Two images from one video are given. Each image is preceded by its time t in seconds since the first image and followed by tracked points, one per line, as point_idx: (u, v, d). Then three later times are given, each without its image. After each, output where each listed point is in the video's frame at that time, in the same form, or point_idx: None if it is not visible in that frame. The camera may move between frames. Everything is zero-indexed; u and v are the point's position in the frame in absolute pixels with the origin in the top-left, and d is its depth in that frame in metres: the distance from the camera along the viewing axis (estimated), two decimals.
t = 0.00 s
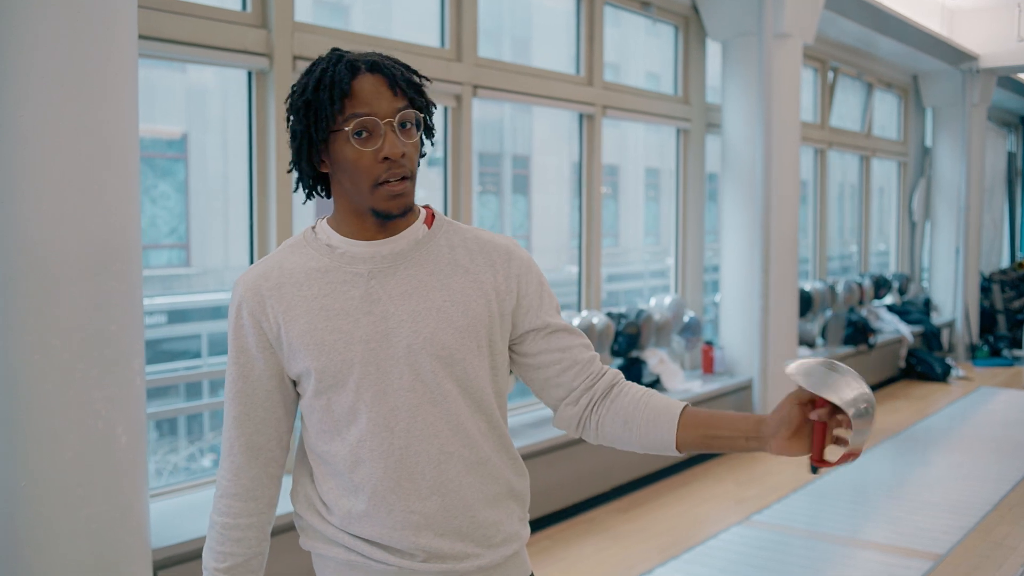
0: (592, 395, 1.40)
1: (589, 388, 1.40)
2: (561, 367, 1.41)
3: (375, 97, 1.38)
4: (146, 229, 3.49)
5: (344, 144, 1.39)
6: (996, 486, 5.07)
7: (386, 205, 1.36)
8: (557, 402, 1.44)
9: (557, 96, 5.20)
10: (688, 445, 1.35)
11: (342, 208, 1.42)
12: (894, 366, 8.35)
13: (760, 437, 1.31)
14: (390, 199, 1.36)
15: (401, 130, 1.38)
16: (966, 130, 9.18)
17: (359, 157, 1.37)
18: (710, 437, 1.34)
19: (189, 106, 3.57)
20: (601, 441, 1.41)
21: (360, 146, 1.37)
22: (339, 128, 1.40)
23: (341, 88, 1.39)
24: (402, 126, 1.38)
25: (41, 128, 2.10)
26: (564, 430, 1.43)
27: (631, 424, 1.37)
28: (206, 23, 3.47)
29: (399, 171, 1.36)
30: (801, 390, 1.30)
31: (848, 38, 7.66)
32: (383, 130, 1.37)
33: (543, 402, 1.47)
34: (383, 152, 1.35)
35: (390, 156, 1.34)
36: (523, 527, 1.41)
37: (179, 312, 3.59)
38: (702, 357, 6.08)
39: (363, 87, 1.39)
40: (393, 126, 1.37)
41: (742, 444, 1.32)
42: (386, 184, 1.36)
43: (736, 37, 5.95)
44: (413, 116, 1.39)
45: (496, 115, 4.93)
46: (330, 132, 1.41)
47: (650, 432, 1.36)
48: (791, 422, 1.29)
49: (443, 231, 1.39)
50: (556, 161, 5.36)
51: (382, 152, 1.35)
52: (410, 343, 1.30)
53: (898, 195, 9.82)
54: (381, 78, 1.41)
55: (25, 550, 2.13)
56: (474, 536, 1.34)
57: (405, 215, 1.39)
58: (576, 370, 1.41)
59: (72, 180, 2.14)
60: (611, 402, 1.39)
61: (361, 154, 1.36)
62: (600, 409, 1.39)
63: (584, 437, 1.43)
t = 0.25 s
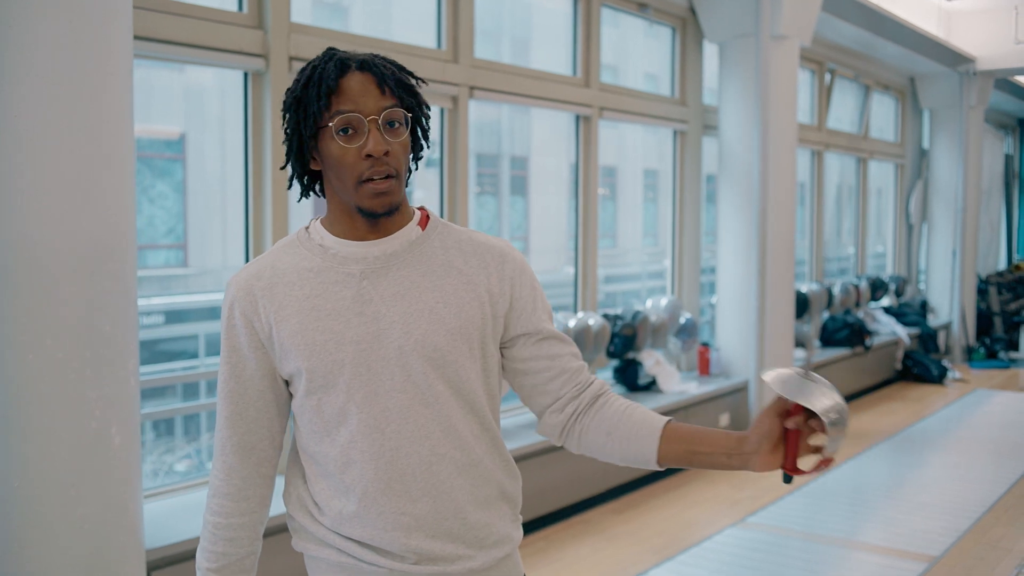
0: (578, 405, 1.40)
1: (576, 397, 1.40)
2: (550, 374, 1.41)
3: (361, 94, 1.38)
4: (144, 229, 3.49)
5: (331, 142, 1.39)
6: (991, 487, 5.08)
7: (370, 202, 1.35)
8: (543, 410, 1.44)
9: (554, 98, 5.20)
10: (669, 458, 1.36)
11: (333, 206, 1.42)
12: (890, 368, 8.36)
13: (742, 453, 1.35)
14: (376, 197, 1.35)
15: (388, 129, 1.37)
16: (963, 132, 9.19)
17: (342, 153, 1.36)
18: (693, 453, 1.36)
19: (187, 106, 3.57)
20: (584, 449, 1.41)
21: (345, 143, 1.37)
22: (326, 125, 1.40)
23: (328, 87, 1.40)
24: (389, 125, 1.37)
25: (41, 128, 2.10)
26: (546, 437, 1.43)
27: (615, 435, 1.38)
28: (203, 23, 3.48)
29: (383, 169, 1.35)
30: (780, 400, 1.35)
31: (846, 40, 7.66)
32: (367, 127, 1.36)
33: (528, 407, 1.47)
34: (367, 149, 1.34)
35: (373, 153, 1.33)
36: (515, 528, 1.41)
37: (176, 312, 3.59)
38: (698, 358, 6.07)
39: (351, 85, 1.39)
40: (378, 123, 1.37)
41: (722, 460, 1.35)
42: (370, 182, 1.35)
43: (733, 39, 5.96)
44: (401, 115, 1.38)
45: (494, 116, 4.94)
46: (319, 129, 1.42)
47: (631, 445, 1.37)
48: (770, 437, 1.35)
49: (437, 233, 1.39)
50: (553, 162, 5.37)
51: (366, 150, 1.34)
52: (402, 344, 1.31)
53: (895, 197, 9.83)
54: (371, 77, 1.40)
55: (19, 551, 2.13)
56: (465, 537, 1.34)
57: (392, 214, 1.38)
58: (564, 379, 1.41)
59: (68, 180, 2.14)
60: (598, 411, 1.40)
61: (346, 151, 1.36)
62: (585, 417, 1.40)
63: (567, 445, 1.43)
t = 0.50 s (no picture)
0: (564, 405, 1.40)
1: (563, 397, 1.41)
2: (537, 375, 1.41)
3: (381, 101, 1.38)
4: (136, 230, 3.49)
5: (346, 144, 1.37)
6: (982, 488, 5.10)
7: (387, 208, 1.35)
8: (531, 411, 1.44)
9: (546, 98, 5.21)
10: (654, 447, 1.36)
11: (333, 209, 1.41)
12: (882, 369, 8.38)
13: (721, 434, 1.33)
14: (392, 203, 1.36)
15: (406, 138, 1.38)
16: (955, 133, 9.22)
17: (362, 160, 1.35)
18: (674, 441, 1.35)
19: (179, 107, 3.56)
20: (572, 449, 1.42)
21: (365, 147, 1.36)
22: (342, 129, 1.38)
23: (348, 88, 1.38)
24: (407, 134, 1.38)
25: (30, 129, 2.10)
26: (535, 438, 1.44)
27: (599, 434, 1.38)
28: (194, 24, 3.47)
29: (401, 177, 1.36)
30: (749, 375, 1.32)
31: (837, 41, 7.69)
32: (389, 135, 1.36)
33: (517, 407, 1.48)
34: (390, 156, 1.35)
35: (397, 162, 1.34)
36: (503, 529, 1.41)
37: (168, 313, 3.59)
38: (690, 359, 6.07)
39: (370, 90, 1.38)
40: (398, 131, 1.37)
41: (703, 442, 1.34)
42: (387, 188, 1.35)
43: (724, 40, 5.96)
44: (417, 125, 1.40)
45: (487, 117, 4.95)
46: (331, 133, 1.39)
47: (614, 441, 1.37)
48: (747, 411, 1.32)
49: (427, 233, 1.39)
50: (546, 163, 5.37)
51: (387, 157, 1.35)
52: (392, 344, 1.30)
53: (886, 197, 9.86)
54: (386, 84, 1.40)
55: (8, 553, 2.13)
56: (453, 538, 1.33)
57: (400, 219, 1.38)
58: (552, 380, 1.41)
59: (57, 181, 2.14)
60: (582, 411, 1.40)
61: (366, 156, 1.35)
62: (571, 417, 1.40)
63: (554, 445, 1.43)
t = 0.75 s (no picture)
0: (552, 401, 1.41)
1: (550, 393, 1.42)
2: (525, 373, 1.42)
3: (392, 111, 1.39)
4: (134, 231, 3.49)
5: (355, 149, 1.37)
6: (979, 487, 5.10)
7: (390, 215, 1.35)
8: (518, 409, 1.45)
9: (543, 99, 5.21)
10: (640, 437, 1.37)
11: (328, 213, 1.40)
12: (880, 369, 8.39)
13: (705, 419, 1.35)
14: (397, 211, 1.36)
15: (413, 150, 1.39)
16: (952, 133, 9.23)
17: (371, 167, 1.35)
18: (658, 427, 1.37)
19: (177, 107, 3.56)
20: (560, 446, 1.43)
21: (375, 155, 1.36)
22: (353, 136, 1.37)
23: (363, 96, 1.37)
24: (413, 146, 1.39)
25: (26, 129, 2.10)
26: (524, 436, 1.45)
27: (586, 429, 1.39)
28: (191, 25, 3.47)
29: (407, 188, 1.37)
30: (739, 364, 1.32)
31: (834, 42, 7.70)
32: (399, 145, 1.37)
33: (505, 405, 1.48)
34: (399, 167, 1.35)
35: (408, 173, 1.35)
36: (498, 528, 1.42)
37: (167, 313, 3.59)
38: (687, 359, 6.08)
39: (381, 99, 1.38)
40: (406, 142, 1.38)
41: (686, 427, 1.36)
42: (393, 196, 1.36)
43: (721, 40, 5.97)
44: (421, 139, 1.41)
45: (485, 118, 4.96)
46: (339, 138, 1.38)
47: (602, 436, 1.38)
48: (733, 397, 1.33)
49: (414, 233, 1.39)
50: (544, 164, 5.38)
51: (397, 168, 1.35)
52: (384, 345, 1.31)
53: (884, 197, 9.87)
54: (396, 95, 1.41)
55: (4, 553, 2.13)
56: (448, 537, 1.34)
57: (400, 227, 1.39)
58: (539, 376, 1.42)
59: (52, 182, 2.14)
60: (569, 407, 1.41)
61: (376, 164, 1.35)
62: (557, 414, 1.41)
63: (543, 443, 1.44)
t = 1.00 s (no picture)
0: (548, 401, 1.41)
1: (547, 393, 1.42)
2: (521, 374, 1.42)
3: (385, 111, 1.38)
4: (135, 232, 3.49)
5: (347, 150, 1.36)
6: (979, 489, 5.09)
7: (384, 215, 1.36)
8: (514, 410, 1.45)
9: (543, 100, 5.21)
10: (639, 439, 1.36)
11: (322, 213, 1.40)
12: (880, 370, 8.39)
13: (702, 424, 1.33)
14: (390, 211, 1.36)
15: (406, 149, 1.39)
16: (953, 134, 9.23)
17: (363, 169, 1.35)
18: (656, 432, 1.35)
19: (177, 109, 3.57)
20: (556, 448, 1.42)
21: (366, 156, 1.36)
22: (344, 136, 1.37)
23: (354, 97, 1.37)
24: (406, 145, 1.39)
25: (25, 131, 2.11)
26: (519, 437, 1.45)
27: (584, 428, 1.39)
28: (190, 27, 3.48)
29: (400, 187, 1.37)
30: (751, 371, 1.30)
31: (834, 43, 7.70)
32: (391, 145, 1.36)
33: (501, 407, 1.48)
34: (391, 167, 1.35)
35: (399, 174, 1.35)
36: (492, 530, 1.42)
37: (167, 315, 3.59)
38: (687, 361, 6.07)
39: (372, 100, 1.38)
40: (398, 142, 1.38)
41: (685, 427, 1.34)
42: (386, 196, 1.36)
43: (721, 42, 5.97)
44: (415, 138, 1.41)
45: (485, 119, 4.96)
46: (331, 140, 1.38)
47: (600, 436, 1.38)
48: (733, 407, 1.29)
49: (411, 234, 1.40)
50: (545, 165, 5.38)
51: (388, 168, 1.35)
52: (379, 347, 1.31)
53: (884, 198, 9.87)
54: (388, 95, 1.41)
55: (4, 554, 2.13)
56: (443, 539, 1.34)
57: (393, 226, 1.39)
58: (536, 377, 1.42)
59: (51, 183, 2.14)
60: (567, 407, 1.41)
61: (367, 165, 1.35)
62: (555, 414, 1.41)
63: (539, 444, 1.44)
